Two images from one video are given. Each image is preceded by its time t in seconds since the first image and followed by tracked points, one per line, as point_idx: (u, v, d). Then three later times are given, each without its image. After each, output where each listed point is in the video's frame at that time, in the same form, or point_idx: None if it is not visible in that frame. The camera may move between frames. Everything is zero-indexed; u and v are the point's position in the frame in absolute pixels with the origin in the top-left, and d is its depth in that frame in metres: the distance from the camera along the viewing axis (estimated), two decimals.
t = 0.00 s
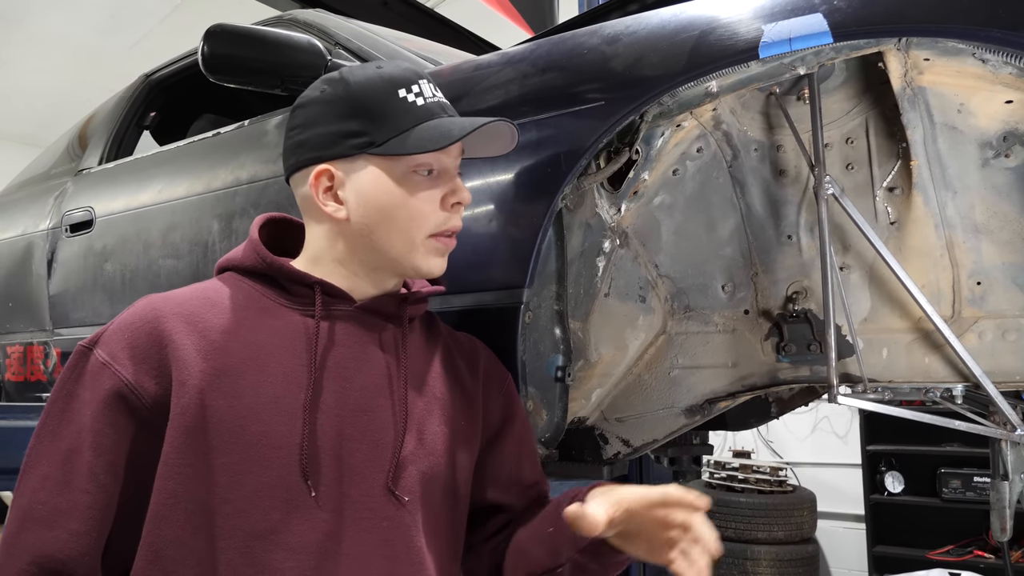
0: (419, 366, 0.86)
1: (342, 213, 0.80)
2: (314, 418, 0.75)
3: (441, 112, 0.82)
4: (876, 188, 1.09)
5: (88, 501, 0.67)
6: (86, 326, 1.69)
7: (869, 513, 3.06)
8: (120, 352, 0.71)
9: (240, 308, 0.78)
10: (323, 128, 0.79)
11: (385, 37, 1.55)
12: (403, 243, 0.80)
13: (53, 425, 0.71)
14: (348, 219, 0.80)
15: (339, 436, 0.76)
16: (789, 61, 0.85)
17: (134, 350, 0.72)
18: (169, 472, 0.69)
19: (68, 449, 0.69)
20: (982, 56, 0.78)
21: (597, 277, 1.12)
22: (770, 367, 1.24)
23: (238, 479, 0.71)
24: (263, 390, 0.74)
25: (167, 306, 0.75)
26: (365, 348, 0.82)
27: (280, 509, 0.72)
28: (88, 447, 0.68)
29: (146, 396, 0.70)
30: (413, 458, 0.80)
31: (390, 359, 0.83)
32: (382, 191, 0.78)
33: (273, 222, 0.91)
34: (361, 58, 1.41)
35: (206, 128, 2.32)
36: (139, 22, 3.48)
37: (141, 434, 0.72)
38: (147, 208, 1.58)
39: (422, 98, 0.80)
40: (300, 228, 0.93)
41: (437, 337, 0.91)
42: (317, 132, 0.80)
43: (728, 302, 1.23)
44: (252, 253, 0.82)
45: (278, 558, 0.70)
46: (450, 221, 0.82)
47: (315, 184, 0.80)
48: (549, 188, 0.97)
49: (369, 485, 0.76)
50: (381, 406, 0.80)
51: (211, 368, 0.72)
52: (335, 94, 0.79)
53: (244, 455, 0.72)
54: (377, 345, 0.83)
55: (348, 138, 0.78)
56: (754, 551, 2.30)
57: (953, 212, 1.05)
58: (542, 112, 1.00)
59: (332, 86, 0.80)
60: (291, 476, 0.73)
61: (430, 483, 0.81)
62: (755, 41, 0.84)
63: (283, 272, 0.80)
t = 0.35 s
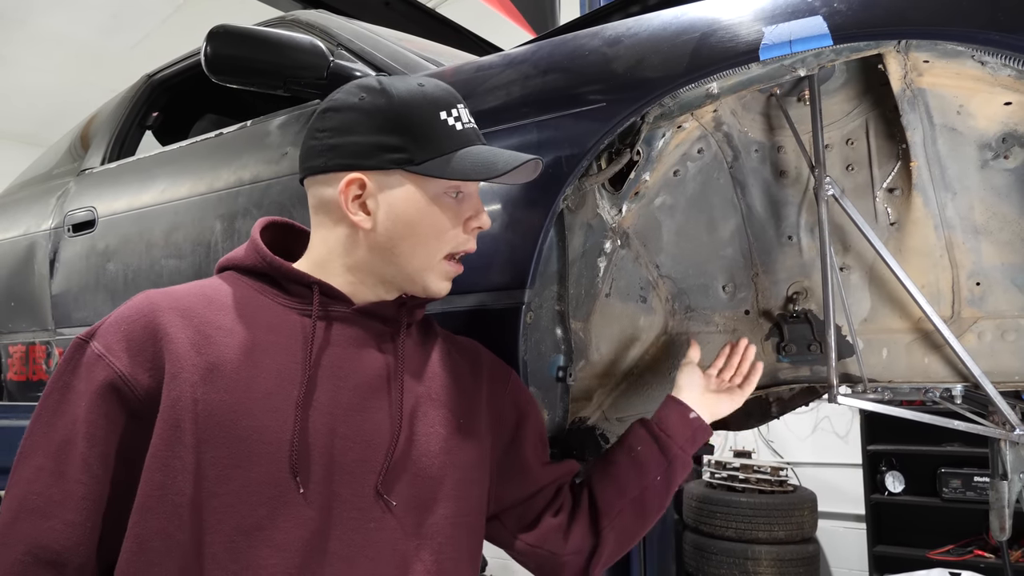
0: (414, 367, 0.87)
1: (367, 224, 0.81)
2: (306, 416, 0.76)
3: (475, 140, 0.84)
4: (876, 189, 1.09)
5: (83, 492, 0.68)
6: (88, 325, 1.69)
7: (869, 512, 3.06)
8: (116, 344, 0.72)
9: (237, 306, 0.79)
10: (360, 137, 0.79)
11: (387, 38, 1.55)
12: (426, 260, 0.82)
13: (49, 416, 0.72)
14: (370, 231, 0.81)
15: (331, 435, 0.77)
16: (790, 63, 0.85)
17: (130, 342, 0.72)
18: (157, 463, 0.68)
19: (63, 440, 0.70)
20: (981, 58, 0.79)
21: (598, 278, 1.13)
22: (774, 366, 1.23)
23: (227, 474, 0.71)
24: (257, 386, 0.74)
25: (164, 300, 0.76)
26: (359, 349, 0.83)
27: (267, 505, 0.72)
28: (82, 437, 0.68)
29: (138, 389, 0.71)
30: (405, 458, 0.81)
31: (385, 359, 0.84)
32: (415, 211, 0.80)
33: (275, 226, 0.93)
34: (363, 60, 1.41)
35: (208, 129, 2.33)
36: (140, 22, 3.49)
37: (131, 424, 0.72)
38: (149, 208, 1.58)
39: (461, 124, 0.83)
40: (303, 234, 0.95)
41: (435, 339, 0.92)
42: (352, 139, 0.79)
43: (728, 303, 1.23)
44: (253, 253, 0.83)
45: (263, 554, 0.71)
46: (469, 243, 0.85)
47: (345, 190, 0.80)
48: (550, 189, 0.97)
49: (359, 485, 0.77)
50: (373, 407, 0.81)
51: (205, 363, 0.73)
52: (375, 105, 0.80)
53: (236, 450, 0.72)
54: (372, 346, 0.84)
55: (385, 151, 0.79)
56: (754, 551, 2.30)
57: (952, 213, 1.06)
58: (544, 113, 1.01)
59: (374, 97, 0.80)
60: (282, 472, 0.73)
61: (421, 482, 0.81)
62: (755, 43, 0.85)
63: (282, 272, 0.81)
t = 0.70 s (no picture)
0: (411, 371, 0.87)
1: (370, 224, 0.81)
2: (306, 419, 0.77)
3: (478, 147, 0.86)
4: (873, 194, 1.10)
5: (81, 497, 0.68)
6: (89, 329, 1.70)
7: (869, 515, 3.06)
8: (113, 346, 0.72)
9: (234, 308, 0.79)
10: (369, 138, 0.80)
11: (388, 42, 1.56)
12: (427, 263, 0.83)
13: (43, 419, 0.72)
14: (372, 232, 0.82)
15: (330, 439, 0.78)
16: (787, 68, 0.86)
17: (127, 344, 0.73)
18: (155, 467, 0.68)
19: (58, 444, 0.70)
20: (977, 64, 0.80)
21: (598, 282, 1.14)
22: (769, 370, 1.23)
23: (226, 478, 0.71)
24: (257, 389, 0.75)
25: (162, 303, 0.76)
26: (357, 352, 0.83)
27: (267, 509, 0.73)
28: (79, 441, 0.68)
29: (136, 391, 0.71)
30: (405, 462, 0.82)
31: (383, 363, 0.85)
32: (418, 213, 0.81)
33: (270, 228, 0.93)
34: (364, 64, 1.42)
35: (210, 133, 2.33)
36: (141, 25, 3.50)
37: (128, 427, 0.73)
38: (150, 212, 1.59)
39: (467, 131, 0.84)
40: (299, 237, 0.95)
41: (431, 342, 0.92)
42: (359, 139, 0.80)
43: (727, 306, 1.24)
44: (251, 254, 0.84)
45: (263, 558, 0.71)
46: (468, 249, 0.86)
47: (349, 190, 0.81)
48: (551, 193, 0.98)
49: (359, 489, 0.78)
50: (372, 411, 0.81)
51: (204, 365, 0.73)
52: (384, 107, 0.80)
53: (235, 453, 0.72)
54: (369, 350, 0.85)
55: (392, 153, 0.79)
56: (753, 554, 2.32)
57: (950, 218, 1.06)
58: (543, 118, 1.02)
59: (384, 99, 0.81)
60: (282, 476, 0.74)
61: (420, 485, 0.82)
62: (753, 49, 0.86)
63: (280, 274, 0.82)
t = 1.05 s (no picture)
0: (422, 371, 0.89)
1: (372, 225, 0.82)
2: (326, 418, 0.78)
3: (482, 144, 0.85)
4: (872, 193, 1.11)
5: (108, 493, 0.69)
6: (92, 328, 1.70)
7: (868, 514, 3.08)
8: (138, 344, 0.73)
9: (254, 307, 0.80)
10: (367, 140, 0.80)
11: (389, 43, 1.57)
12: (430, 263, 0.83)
13: (66, 417, 0.72)
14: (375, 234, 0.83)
15: (348, 437, 0.79)
16: (786, 69, 0.87)
17: (152, 343, 0.73)
18: (183, 463, 0.69)
19: (83, 439, 0.71)
20: (975, 65, 0.80)
21: (598, 281, 1.15)
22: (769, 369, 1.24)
23: (251, 475, 0.72)
24: (278, 387, 0.76)
25: (183, 302, 0.77)
26: (372, 351, 0.85)
27: (291, 506, 0.73)
28: (106, 438, 0.69)
29: (161, 390, 0.72)
30: (421, 459, 0.83)
31: (396, 362, 0.86)
32: (418, 213, 0.81)
33: (281, 228, 0.93)
34: (365, 64, 1.42)
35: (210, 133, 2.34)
36: (140, 26, 3.51)
37: (152, 426, 0.73)
38: (153, 212, 1.59)
39: (468, 129, 0.83)
40: (312, 237, 0.96)
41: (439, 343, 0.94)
42: (360, 142, 0.81)
43: (727, 305, 1.25)
44: (267, 253, 0.84)
45: (286, 555, 0.72)
46: (474, 249, 0.85)
47: (350, 193, 0.82)
48: (553, 193, 0.99)
49: (377, 486, 0.79)
50: (387, 410, 0.82)
51: (228, 364, 0.74)
52: (384, 108, 0.81)
53: (259, 450, 0.73)
54: (382, 349, 0.86)
55: (391, 155, 0.80)
56: (753, 552, 2.32)
57: (948, 217, 1.07)
58: (545, 118, 1.03)
59: (383, 100, 0.81)
60: (304, 474, 0.75)
61: (437, 482, 0.83)
62: (753, 50, 0.86)
63: (297, 274, 0.83)
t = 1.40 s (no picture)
0: (429, 362, 0.90)
1: (368, 217, 0.83)
2: (329, 411, 0.79)
3: (472, 128, 0.85)
4: (868, 187, 1.12)
5: (115, 486, 0.70)
6: (96, 326, 1.72)
7: (867, 508, 3.09)
8: (144, 343, 0.75)
9: (258, 304, 0.81)
10: (356, 134, 0.82)
11: (389, 41, 1.58)
12: (429, 251, 0.84)
13: (79, 415, 0.74)
14: (372, 226, 0.84)
15: (352, 429, 0.80)
16: (783, 65, 0.88)
17: (158, 342, 0.75)
18: (188, 458, 0.71)
19: (95, 436, 0.72)
20: (968, 60, 0.81)
21: (598, 276, 1.16)
22: (768, 361, 1.25)
23: (254, 467, 0.74)
24: (281, 382, 0.77)
25: (189, 300, 0.78)
26: (377, 344, 0.86)
27: (295, 496, 0.75)
28: (114, 434, 0.71)
29: (167, 386, 0.74)
30: (424, 450, 0.84)
31: (401, 354, 0.87)
32: (410, 199, 0.82)
33: (290, 227, 0.95)
34: (365, 63, 1.43)
35: (212, 131, 2.35)
36: (140, 25, 3.51)
37: (162, 421, 0.75)
38: (156, 210, 1.61)
39: (455, 114, 0.84)
40: (317, 233, 0.97)
41: (448, 336, 0.95)
42: (351, 137, 0.83)
43: (725, 300, 1.26)
44: (274, 253, 0.86)
45: (289, 544, 0.73)
46: (472, 234, 0.86)
47: (345, 187, 0.83)
48: (553, 189, 1.00)
49: (381, 476, 0.80)
50: (391, 402, 0.84)
51: (231, 359, 0.75)
52: (371, 101, 0.83)
53: (263, 443, 0.75)
54: (389, 341, 0.87)
55: (380, 146, 0.81)
56: (753, 546, 2.34)
57: (943, 211, 1.08)
58: (544, 115, 1.04)
59: (369, 94, 0.83)
60: (307, 465, 0.76)
61: (441, 472, 0.84)
62: (749, 47, 0.88)
63: (302, 271, 0.84)
